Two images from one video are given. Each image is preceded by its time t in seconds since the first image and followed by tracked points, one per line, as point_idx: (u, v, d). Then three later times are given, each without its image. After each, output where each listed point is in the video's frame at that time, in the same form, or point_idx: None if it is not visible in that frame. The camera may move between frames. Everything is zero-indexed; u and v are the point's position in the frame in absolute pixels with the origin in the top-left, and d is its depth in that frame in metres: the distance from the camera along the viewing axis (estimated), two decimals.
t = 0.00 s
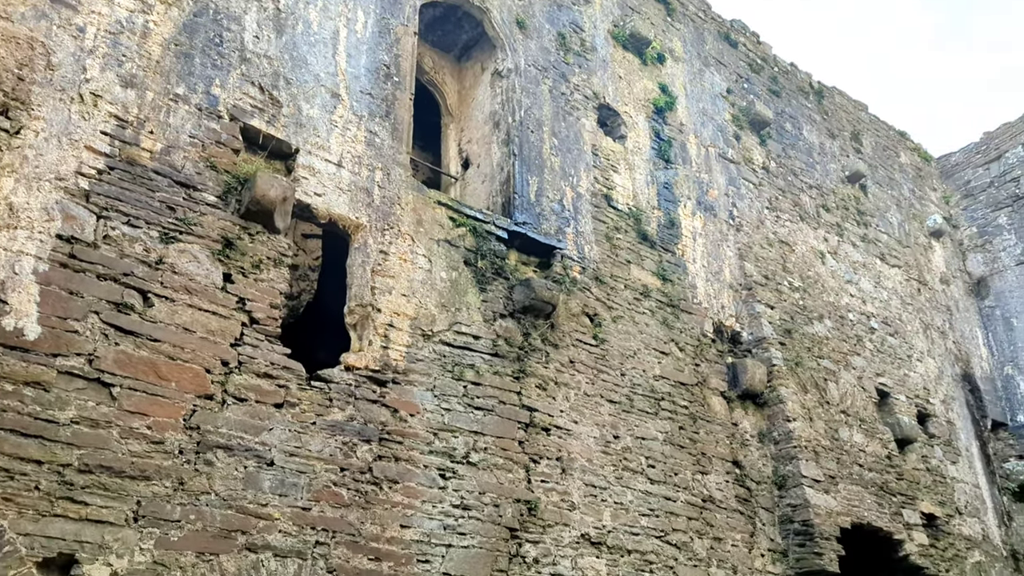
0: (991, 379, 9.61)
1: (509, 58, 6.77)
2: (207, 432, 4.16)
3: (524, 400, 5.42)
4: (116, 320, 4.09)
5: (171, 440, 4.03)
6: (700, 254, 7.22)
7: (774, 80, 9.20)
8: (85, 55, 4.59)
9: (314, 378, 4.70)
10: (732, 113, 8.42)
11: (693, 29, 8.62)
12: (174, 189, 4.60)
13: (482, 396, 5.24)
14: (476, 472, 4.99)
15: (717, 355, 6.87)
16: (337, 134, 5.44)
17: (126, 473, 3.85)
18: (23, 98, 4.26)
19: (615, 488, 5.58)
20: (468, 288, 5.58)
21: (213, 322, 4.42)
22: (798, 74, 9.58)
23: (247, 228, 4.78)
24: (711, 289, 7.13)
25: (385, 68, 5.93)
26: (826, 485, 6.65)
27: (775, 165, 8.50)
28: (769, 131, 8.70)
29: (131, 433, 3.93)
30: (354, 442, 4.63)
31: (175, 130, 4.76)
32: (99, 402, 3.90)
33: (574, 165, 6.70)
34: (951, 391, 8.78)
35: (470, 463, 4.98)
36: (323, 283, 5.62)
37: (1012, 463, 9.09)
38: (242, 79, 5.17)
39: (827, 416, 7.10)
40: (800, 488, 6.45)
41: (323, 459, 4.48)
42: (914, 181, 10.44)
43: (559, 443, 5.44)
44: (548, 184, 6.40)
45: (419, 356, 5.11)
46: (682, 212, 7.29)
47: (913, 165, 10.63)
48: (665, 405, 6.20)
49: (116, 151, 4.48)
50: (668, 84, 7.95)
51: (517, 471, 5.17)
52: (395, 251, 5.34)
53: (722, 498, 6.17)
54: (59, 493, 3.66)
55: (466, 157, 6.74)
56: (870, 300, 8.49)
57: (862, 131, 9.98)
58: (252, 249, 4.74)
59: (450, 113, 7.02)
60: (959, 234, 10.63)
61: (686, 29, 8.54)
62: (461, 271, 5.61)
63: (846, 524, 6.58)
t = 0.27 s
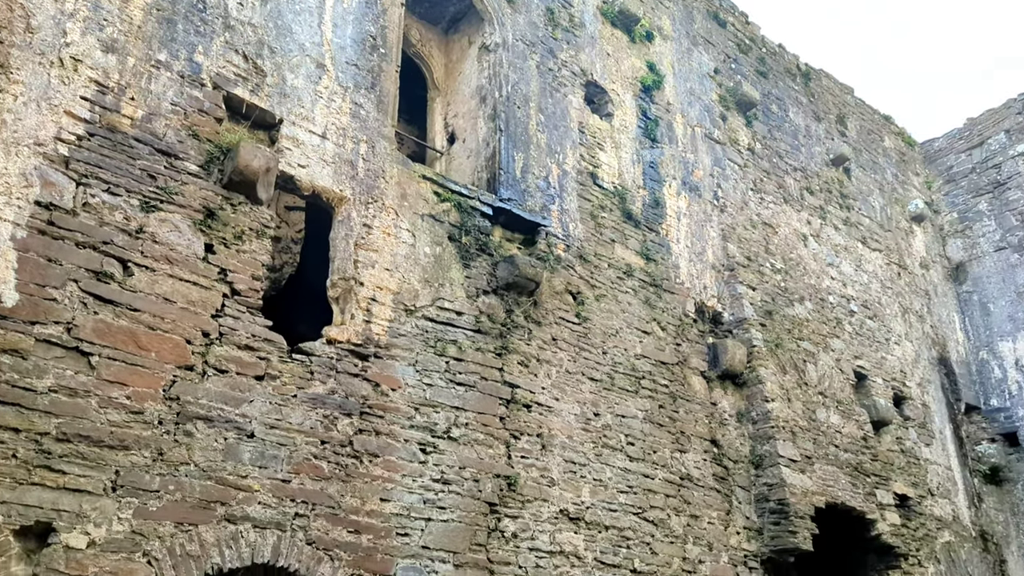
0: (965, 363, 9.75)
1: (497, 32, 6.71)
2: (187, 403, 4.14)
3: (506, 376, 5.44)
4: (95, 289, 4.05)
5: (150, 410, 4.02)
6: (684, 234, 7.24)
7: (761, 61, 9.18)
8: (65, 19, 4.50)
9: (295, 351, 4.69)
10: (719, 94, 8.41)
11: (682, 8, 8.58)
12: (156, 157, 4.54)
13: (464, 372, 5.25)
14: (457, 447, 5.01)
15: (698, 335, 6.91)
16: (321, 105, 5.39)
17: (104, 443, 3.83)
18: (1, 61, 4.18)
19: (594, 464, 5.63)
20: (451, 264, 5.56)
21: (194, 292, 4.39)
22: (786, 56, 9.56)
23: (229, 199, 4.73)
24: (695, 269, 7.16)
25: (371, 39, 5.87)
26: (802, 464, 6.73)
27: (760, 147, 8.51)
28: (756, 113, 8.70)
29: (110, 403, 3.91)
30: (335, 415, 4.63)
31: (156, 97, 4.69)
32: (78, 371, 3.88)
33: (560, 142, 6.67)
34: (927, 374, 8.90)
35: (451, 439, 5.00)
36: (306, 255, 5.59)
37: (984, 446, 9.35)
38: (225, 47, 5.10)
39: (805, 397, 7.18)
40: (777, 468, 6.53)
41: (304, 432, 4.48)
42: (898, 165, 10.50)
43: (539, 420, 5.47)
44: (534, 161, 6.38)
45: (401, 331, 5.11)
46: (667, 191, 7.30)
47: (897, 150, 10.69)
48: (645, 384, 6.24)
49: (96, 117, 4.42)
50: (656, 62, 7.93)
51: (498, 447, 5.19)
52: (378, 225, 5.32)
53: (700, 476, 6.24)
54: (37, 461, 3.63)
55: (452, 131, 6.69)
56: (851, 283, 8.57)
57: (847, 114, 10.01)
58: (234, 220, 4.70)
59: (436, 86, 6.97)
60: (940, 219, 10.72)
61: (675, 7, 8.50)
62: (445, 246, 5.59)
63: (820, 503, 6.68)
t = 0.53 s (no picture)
0: (940, 346, 9.89)
1: (484, 5, 6.65)
2: (165, 372, 4.12)
3: (487, 351, 5.45)
4: (73, 256, 4.00)
5: (128, 378, 3.99)
6: (667, 213, 7.25)
7: (749, 41, 9.15)
8: None
9: (276, 322, 4.67)
10: (705, 73, 8.39)
11: None
12: (136, 123, 4.48)
13: (445, 346, 5.26)
14: (437, 421, 5.02)
15: (678, 314, 6.95)
16: (305, 75, 5.32)
17: (81, 411, 3.81)
18: None
19: (572, 440, 5.67)
20: (434, 238, 5.54)
21: (174, 261, 4.35)
22: (773, 37, 9.54)
23: (210, 167, 4.68)
24: (677, 249, 7.18)
25: (356, 9, 5.79)
26: (778, 444, 6.82)
27: (745, 127, 8.52)
28: (742, 93, 8.69)
29: (88, 371, 3.88)
30: (315, 387, 4.62)
31: (137, 62, 4.62)
32: (55, 338, 3.84)
33: (546, 117, 6.64)
34: (903, 356, 9.02)
35: (431, 413, 5.01)
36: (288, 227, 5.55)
37: (955, 428, 9.56)
38: (208, 13, 5.02)
39: (782, 377, 7.25)
40: (753, 447, 6.61)
41: (283, 403, 4.47)
42: (880, 149, 10.55)
43: (519, 395, 5.50)
44: (518, 136, 6.35)
45: (382, 304, 5.09)
46: (652, 170, 7.30)
47: (880, 133, 10.73)
48: (625, 361, 6.27)
49: (74, 81, 4.34)
50: (643, 40, 7.89)
51: (477, 421, 5.22)
52: (361, 197, 5.29)
53: (677, 454, 6.30)
54: (13, 428, 3.61)
55: (437, 104, 6.64)
56: (830, 266, 8.63)
57: (832, 96, 10.03)
58: (215, 189, 4.65)
59: (422, 58, 6.90)
60: (920, 204, 10.81)
61: None
62: (428, 220, 5.57)
63: (794, 482, 6.77)
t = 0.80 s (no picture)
0: (913, 329, 10.02)
1: None
2: (140, 340, 4.09)
3: (466, 325, 5.44)
4: (47, 221, 3.94)
5: (103, 346, 3.95)
6: (649, 191, 7.25)
7: (735, 20, 9.11)
8: None
9: (253, 292, 4.63)
10: (690, 51, 8.36)
11: None
12: (112, 87, 4.39)
13: (424, 320, 5.25)
14: (414, 394, 5.03)
15: (657, 292, 6.98)
16: (287, 41, 5.24)
17: (54, 377, 3.77)
18: None
19: (549, 416, 5.70)
20: (415, 210, 5.51)
21: (150, 228, 4.30)
22: (759, 16, 9.50)
23: (188, 134, 4.61)
24: (658, 227, 7.19)
25: None
26: (751, 422, 6.89)
27: (728, 107, 8.51)
28: (726, 72, 8.68)
29: (61, 337, 3.84)
30: (292, 358, 4.61)
31: (114, 24, 4.52)
32: (28, 304, 3.79)
33: (530, 91, 6.60)
34: (877, 338, 9.13)
35: (408, 385, 5.01)
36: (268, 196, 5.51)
37: (926, 410, 9.70)
38: None
39: (758, 357, 7.32)
40: (727, 425, 6.68)
41: (260, 374, 4.45)
42: (861, 132, 10.60)
43: (497, 370, 5.51)
44: (502, 110, 6.30)
45: (362, 276, 5.07)
46: (634, 147, 7.29)
47: (862, 116, 10.77)
48: (603, 338, 6.30)
49: (49, 42, 4.25)
50: (630, 15, 7.84)
51: (455, 395, 5.22)
52: (342, 168, 5.24)
53: (652, 430, 6.36)
54: None
55: (420, 75, 6.57)
56: (808, 247, 8.69)
57: (815, 77, 10.03)
58: (193, 156, 4.59)
59: (405, 28, 6.82)
60: (898, 187, 10.89)
61: None
62: (409, 192, 5.53)
63: (767, 460, 6.86)
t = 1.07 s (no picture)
0: (890, 314, 10.14)
1: None
2: (118, 313, 4.05)
3: (447, 304, 5.44)
4: (23, 190, 3.88)
5: (80, 317, 3.91)
6: (632, 172, 7.26)
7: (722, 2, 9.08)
8: None
9: (233, 266, 4.60)
10: (677, 32, 8.33)
11: None
12: (91, 54, 4.32)
13: (405, 297, 5.23)
14: (394, 371, 5.02)
15: (639, 274, 7.00)
16: (270, 13, 5.16)
17: (30, 348, 3.73)
18: None
19: (529, 395, 5.72)
20: (397, 187, 5.48)
21: (128, 200, 4.24)
22: None
23: (168, 104, 4.55)
24: (640, 209, 7.20)
25: None
26: (728, 404, 6.96)
27: (713, 89, 8.51)
28: (711, 54, 8.66)
29: (37, 308, 3.79)
30: (272, 333, 4.58)
31: None
32: (3, 274, 3.74)
33: (515, 69, 6.55)
34: (854, 323, 9.22)
35: (388, 363, 5.01)
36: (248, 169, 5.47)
37: (899, 394, 9.85)
38: None
39: (737, 340, 7.38)
40: (704, 406, 6.74)
41: (239, 348, 4.43)
42: (844, 117, 10.64)
43: (478, 348, 5.51)
44: (486, 87, 6.26)
45: (343, 252, 5.04)
46: (619, 128, 7.28)
47: (845, 102, 10.81)
48: (584, 319, 6.32)
49: (26, 7, 4.16)
50: None
51: (435, 373, 5.23)
52: (324, 142, 5.19)
53: (630, 411, 6.40)
54: None
55: (404, 50, 6.51)
56: (789, 232, 8.74)
57: (800, 62, 10.04)
58: (173, 127, 4.52)
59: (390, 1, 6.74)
60: (879, 173, 10.97)
61: None
62: (391, 168, 5.50)
63: (743, 442, 6.93)
